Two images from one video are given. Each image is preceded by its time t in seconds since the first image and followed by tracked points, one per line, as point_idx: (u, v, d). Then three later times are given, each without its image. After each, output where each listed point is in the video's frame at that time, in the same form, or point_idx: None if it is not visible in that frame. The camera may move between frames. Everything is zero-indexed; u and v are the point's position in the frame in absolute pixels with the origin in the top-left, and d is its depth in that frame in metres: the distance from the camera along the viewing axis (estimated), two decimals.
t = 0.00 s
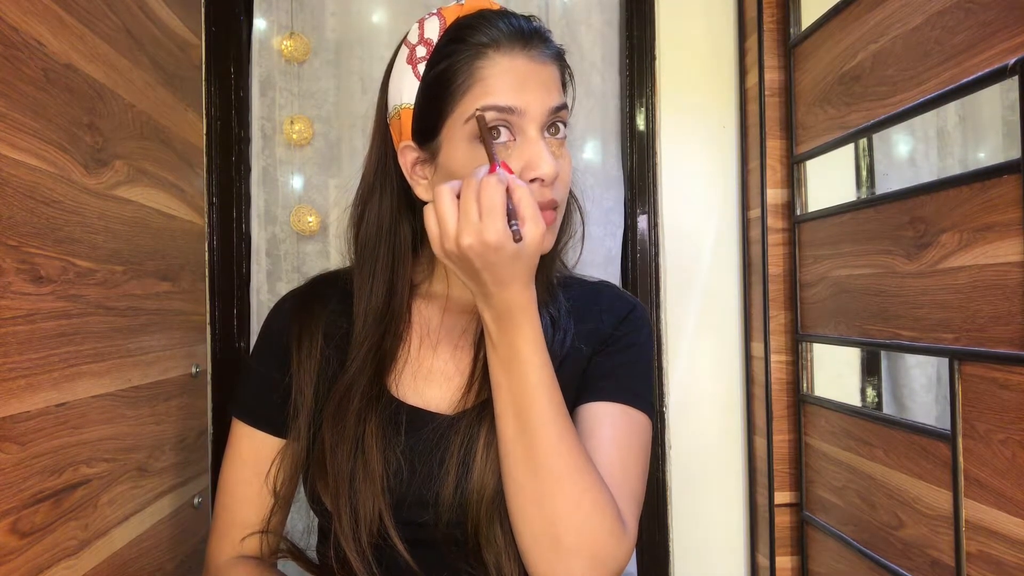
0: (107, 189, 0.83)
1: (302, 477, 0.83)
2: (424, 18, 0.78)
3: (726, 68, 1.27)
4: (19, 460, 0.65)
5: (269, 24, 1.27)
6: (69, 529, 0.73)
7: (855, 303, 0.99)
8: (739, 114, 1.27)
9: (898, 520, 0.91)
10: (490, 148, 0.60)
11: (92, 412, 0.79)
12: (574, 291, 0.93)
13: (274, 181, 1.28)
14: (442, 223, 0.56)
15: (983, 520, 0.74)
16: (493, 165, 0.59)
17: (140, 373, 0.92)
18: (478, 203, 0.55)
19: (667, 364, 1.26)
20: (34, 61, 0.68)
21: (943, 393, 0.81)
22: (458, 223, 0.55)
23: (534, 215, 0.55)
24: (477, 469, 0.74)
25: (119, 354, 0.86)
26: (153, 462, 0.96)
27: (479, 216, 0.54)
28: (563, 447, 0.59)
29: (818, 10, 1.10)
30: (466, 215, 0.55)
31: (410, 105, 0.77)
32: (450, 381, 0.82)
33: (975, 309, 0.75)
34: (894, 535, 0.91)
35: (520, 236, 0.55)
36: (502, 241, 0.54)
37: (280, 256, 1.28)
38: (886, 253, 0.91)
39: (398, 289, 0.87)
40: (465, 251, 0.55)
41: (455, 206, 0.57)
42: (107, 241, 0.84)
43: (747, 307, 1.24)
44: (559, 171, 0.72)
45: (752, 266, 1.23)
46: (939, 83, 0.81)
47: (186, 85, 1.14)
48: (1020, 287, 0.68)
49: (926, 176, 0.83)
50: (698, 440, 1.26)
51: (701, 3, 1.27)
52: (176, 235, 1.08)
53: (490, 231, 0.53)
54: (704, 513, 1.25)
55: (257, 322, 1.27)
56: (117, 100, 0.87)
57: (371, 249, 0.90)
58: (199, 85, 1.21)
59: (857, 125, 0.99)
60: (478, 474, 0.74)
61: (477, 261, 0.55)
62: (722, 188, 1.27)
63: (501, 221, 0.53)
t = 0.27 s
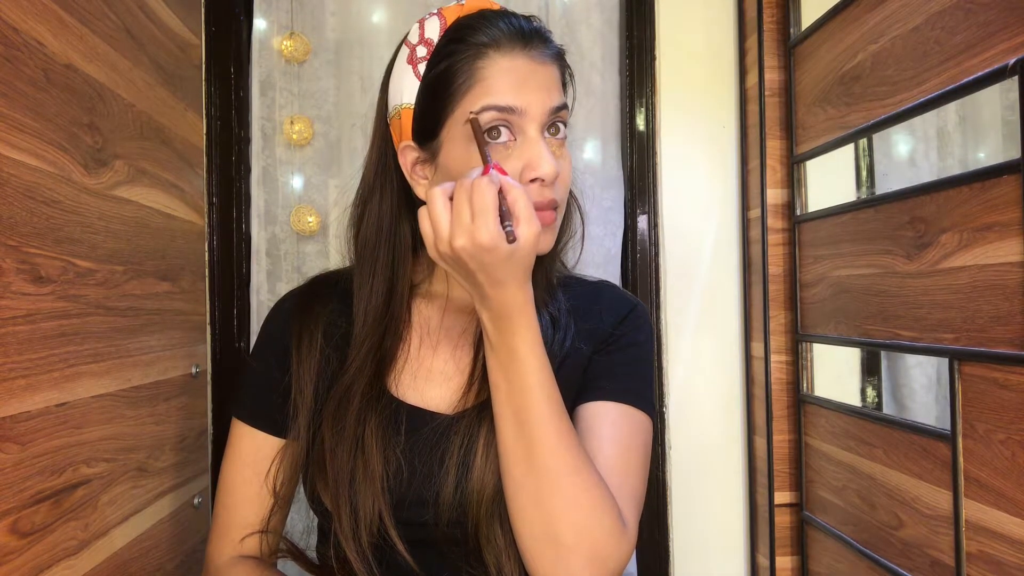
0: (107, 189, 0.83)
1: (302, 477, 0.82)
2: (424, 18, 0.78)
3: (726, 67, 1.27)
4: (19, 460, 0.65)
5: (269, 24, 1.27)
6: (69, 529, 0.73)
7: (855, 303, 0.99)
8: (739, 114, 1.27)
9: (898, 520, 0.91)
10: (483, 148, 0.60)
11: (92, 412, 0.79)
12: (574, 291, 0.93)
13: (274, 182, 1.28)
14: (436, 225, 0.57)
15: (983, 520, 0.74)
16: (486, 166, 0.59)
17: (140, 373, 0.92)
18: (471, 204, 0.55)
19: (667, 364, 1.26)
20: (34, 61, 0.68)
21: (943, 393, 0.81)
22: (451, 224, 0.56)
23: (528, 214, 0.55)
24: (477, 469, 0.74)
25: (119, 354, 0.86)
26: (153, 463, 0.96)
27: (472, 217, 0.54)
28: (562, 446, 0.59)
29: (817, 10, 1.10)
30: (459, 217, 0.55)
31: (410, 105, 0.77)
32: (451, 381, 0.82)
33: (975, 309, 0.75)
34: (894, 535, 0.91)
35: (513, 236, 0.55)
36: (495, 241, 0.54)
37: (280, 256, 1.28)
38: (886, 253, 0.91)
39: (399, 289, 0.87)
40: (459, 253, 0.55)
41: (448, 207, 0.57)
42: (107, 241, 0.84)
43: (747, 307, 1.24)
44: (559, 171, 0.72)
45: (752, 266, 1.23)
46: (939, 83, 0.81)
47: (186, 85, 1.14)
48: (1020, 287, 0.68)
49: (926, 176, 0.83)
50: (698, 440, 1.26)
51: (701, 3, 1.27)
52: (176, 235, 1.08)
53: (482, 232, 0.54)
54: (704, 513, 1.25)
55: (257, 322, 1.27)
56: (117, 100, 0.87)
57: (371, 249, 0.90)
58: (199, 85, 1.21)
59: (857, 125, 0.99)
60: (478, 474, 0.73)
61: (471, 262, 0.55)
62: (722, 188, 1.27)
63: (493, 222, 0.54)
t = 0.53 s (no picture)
0: (107, 189, 0.83)
1: (302, 477, 0.82)
2: (425, 18, 0.78)
3: (726, 67, 1.27)
4: (19, 460, 0.65)
5: (269, 23, 1.27)
6: (69, 529, 0.73)
7: (855, 303, 0.99)
8: (739, 114, 1.27)
9: (898, 520, 0.91)
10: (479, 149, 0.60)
11: (92, 412, 0.79)
12: (574, 291, 0.93)
13: (274, 181, 1.28)
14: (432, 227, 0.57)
15: (983, 520, 0.74)
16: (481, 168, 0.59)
17: (140, 373, 0.92)
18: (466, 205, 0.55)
19: (667, 364, 1.26)
20: (34, 61, 0.68)
21: (943, 393, 0.81)
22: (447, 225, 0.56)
23: (524, 215, 0.55)
24: (476, 469, 0.73)
25: (119, 354, 0.86)
26: (153, 463, 0.96)
27: (467, 218, 0.54)
28: (561, 447, 0.59)
29: (817, 10, 1.10)
30: (454, 218, 0.55)
31: (410, 105, 0.77)
32: (451, 380, 0.82)
33: (975, 309, 0.75)
34: (894, 535, 0.91)
35: (509, 237, 0.55)
36: (490, 241, 0.54)
37: (280, 256, 1.28)
38: (886, 253, 0.91)
39: (399, 289, 0.87)
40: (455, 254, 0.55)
41: (444, 209, 0.57)
42: (107, 241, 0.84)
43: (747, 307, 1.24)
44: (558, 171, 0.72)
45: (752, 266, 1.23)
46: (939, 83, 0.81)
47: (186, 85, 1.14)
48: (1020, 287, 0.68)
49: (926, 176, 0.83)
50: (697, 440, 1.26)
51: (701, 3, 1.27)
52: (176, 235, 1.08)
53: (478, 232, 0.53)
54: (704, 513, 1.25)
55: (257, 322, 1.27)
56: (117, 100, 0.87)
57: (371, 248, 0.90)
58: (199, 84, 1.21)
59: (857, 125, 0.99)
60: (478, 474, 0.73)
61: (467, 263, 0.55)
62: (722, 188, 1.27)
63: (487, 221, 0.53)
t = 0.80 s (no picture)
0: (107, 189, 0.83)
1: (302, 476, 0.83)
2: (425, 18, 0.78)
3: (726, 67, 1.27)
4: (19, 460, 0.65)
5: (269, 24, 1.27)
6: (69, 529, 0.73)
7: (855, 303, 0.99)
8: (739, 114, 1.27)
9: (898, 520, 0.91)
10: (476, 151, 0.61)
11: (92, 412, 0.79)
12: (574, 290, 0.93)
13: (274, 181, 1.28)
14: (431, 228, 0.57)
15: (983, 520, 0.74)
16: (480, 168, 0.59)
17: (140, 373, 0.92)
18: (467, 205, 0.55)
19: (667, 364, 1.26)
20: (34, 61, 0.68)
21: (943, 393, 0.81)
22: (445, 226, 0.56)
23: (522, 214, 0.55)
24: (477, 469, 0.73)
25: (119, 354, 0.86)
26: (153, 462, 0.96)
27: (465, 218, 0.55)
28: (561, 447, 0.59)
29: (818, 10, 1.10)
30: (452, 218, 0.55)
31: (411, 105, 0.77)
32: (451, 380, 0.82)
33: (975, 309, 0.75)
34: (894, 535, 0.91)
35: (508, 237, 0.55)
36: (490, 240, 0.54)
37: (280, 256, 1.28)
38: (886, 253, 0.91)
39: (399, 288, 0.87)
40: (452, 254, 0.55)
41: (442, 209, 0.57)
42: (107, 241, 0.84)
43: (747, 307, 1.24)
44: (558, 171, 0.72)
45: (752, 266, 1.23)
46: (939, 83, 0.81)
47: (186, 85, 1.14)
48: (1020, 287, 0.68)
49: (926, 176, 0.83)
50: (697, 440, 1.26)
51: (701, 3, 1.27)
52: (176, 235, 1.08)
53: (476, 232, 0.53)
54: (704, 513, 1.25)
55: (257, 322, 1.27)
56: (116, 100, 0.87)
57: (371, 248, 0.90)
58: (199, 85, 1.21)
59: (857, 125, 0.99)
60: (478, 474, 0.73)
61: (465, 263, 0.55)
62: (722, 188, 1.27)
63: (487, 221, 0.53)
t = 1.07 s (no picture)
0: (107, 189, 0.83)
1: (302, 477, 0.83)
2: (425, 17, 0.78)
3: (726, 67, 1.27)
4: (19, 460, 0.65)
5: (269, 24, 1.27)
6: (69, 529, 0.73)
7: (855, 302, 0.99)
8: (739, 114, 1.27)
9: (898, 520, 0.91)
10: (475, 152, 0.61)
11: (92, 412, 0.79)
12: (574, 290, 0.93)
13: (274, 182, 1.28)
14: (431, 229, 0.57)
15: (983, 520, 0.74)
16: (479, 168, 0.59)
17: (140, 373, 0.92)
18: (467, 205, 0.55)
19: (666, 364, 1.26)
20: (34, 61, 0.68)
21: (943, 393, 0.81)
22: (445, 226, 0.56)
23: (522, 214, 0.55)
24: (477, 469, 0.74)
25: (119, 354, 0.86)
26: (153, 463, 0.96)
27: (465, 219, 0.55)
28: (561, 448, 0.59)
29: (818, 10, 1.10)
30: (452, 218, 0.55)
31: (410, 105, 0.77)
32: (450, 380, 0.82)
33: (975, 309, 0.75)
34: (895, 535, 0.91)
35: (507, 236, 0.55)
36: (490, 241, 0.54)
37: (280, 256, 1.28)
38: (886, 253, 0.91)
39: (399, 287, 0.87)
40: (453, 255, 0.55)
41: (442, 209, 0.57)
42: (107, 241, 0.84)
43: (747, 307, 1.24)
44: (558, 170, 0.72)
45: (752, 267, 1.23)
46: (939, 83, 0.81)
47: (186, 85, 1.14)
48: (1020, 287, 0.68)
49: (926, 176, 0.83)
50: (697, 440, 1.26)
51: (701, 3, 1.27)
52: (176, 235, 1.08)
53: (475, 232, 0.54)
54: (704, 513, 1.25)
55: (257, 322, 1.27)
56: (116, 100, 0.87)
57: (371, 247, 0.90)
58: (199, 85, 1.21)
59: (857, 125, 0.99)
60: (478, 475, 0.74)
61: (466, 263, 0.55)
62: (722, 188, 1.27)
63: (487, 221, 0.54)
